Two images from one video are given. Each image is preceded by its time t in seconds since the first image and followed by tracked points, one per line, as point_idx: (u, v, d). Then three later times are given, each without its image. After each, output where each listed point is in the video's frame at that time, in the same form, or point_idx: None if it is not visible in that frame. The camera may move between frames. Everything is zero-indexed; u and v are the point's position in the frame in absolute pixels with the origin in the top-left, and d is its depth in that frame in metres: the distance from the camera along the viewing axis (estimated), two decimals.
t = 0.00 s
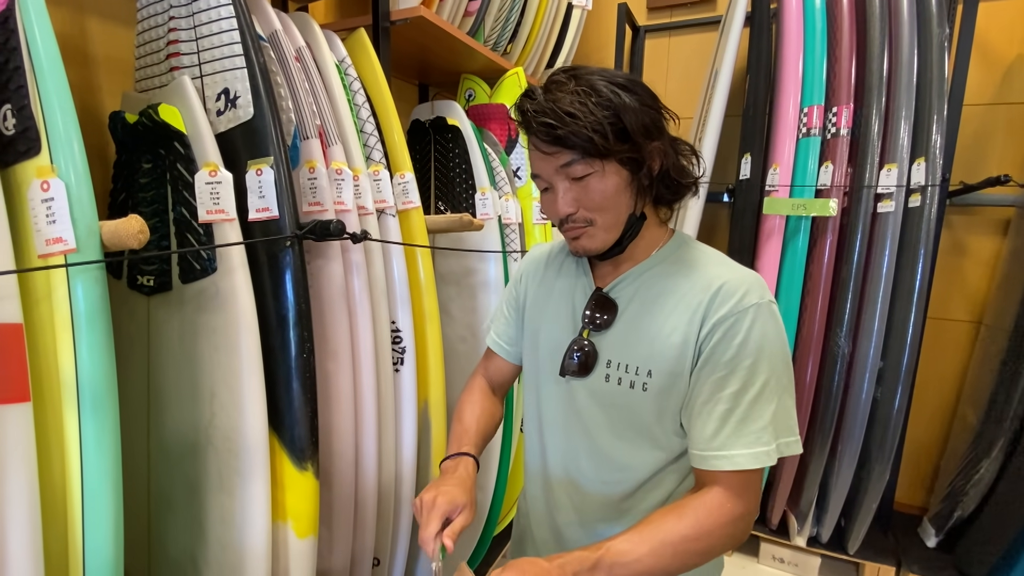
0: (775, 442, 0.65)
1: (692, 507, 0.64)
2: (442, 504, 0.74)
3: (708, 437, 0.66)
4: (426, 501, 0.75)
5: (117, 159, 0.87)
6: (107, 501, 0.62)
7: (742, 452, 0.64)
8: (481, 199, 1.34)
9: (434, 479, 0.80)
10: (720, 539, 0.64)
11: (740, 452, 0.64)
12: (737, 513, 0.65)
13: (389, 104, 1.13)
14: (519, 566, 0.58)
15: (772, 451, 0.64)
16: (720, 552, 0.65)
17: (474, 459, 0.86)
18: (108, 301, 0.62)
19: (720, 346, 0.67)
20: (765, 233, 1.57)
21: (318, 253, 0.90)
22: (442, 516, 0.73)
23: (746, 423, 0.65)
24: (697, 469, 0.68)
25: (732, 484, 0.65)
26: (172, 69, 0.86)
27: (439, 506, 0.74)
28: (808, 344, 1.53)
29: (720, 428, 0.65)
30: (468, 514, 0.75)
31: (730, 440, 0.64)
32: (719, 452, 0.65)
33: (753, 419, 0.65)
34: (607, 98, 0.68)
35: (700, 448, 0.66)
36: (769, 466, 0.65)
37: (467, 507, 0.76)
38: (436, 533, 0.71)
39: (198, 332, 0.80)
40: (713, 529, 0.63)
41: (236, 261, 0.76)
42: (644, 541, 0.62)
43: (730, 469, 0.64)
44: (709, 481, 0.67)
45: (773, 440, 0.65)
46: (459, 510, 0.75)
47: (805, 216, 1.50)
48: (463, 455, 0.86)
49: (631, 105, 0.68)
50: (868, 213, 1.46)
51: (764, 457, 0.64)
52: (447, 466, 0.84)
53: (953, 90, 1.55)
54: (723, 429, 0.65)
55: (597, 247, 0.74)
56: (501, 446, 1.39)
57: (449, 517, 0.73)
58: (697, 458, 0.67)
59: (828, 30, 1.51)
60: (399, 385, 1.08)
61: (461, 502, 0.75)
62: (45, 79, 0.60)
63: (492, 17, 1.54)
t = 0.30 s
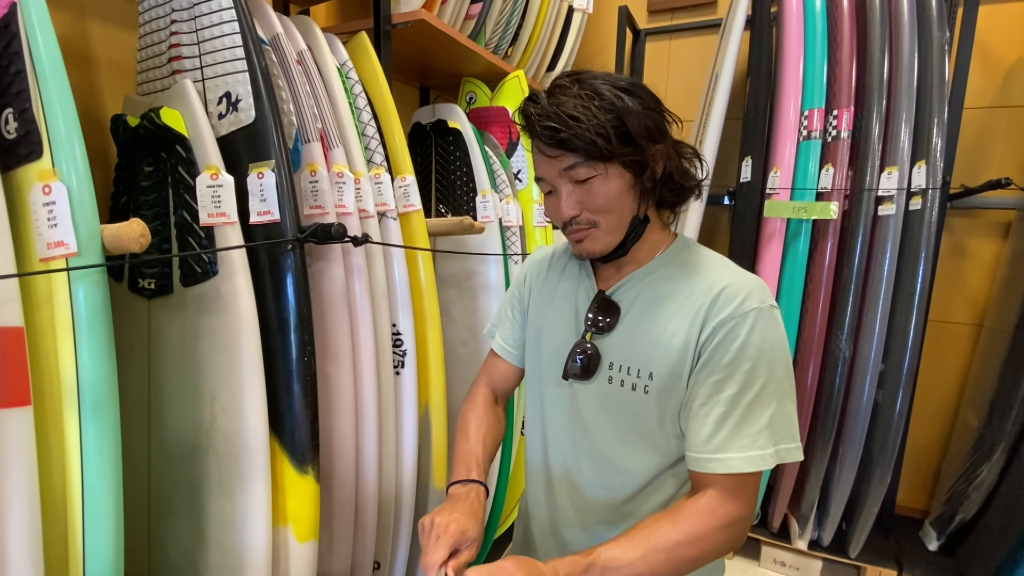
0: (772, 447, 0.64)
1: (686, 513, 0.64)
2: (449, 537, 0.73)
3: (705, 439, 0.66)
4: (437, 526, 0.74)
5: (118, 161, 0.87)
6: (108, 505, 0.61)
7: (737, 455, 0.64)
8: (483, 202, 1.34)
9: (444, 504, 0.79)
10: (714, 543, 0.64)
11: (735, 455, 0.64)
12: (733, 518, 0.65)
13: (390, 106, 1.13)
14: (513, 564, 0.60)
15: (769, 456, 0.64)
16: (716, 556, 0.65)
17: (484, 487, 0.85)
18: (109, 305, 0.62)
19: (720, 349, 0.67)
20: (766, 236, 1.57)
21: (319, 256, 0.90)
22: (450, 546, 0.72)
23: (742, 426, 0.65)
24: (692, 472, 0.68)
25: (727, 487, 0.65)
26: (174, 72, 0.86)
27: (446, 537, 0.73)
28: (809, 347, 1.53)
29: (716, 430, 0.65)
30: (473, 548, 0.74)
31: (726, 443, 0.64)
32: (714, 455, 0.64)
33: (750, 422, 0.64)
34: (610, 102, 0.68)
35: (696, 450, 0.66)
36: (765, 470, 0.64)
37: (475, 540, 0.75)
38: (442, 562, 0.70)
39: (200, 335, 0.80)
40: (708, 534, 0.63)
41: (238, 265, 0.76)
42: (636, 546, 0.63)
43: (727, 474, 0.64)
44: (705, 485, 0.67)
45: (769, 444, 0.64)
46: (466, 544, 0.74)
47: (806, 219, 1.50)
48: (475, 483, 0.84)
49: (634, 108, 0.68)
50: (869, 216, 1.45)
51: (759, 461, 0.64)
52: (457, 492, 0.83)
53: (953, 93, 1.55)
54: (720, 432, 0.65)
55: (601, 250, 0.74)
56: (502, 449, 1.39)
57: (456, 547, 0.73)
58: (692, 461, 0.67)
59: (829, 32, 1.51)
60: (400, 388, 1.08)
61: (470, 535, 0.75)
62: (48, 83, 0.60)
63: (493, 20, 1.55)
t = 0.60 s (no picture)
0: (775, 451, 0.64)
1: (689, 518, 0.64)
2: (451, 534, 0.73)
3: (707, 444, 0.65)
4: (439, 525, 0.74)
5: (120, 164, 0.87)
6: (108, 507, 0.61)
7: (740, 460, 0.64)
8: (483, 204, 1.34)
9: (445, 501, 0.79)
10: (717, 550, 0.64)
11: (738, 460, 0.64)
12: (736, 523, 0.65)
13: (390, 108, 1.13)
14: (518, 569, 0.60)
15: (772, 460, 0.64)
16: (721, 561, 0.65)
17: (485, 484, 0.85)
18: (110, 306, 0.62)
19: (722, 352, 0.67)
20: (767, 239, 1.57)
21: (321, 258, 0.90)
22: (453, 543, 0.72)
23: (745, 431, 0.64)
24: (695, 477, 0.68)
25: (729, 491, 0.65)
26: (175, 74, 0.86)
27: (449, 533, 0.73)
28: (810, 349, 1.53)
29: (718, 435, 0.65)
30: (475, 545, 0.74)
31: (729, 448, 0.64)
32: (717, 460, 0.64)
33: (753, 427, 0.64)
34: (610, 103, 0.68)
35: (699, 455, 0.66)
36: (768, 475, 0.64)
37: (477, 536, 0.75)
38: (445, 560, 0.70)
39: (200, 336, 0.80)
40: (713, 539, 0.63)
41: (239, 266, 0.76)
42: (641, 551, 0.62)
43: (730, 478, 0.64)
44: (708, 489, 0.67)
45: (772, 448, 0.64)
46: (469, 539, 0.74)
47: (807, 221, 1.50)
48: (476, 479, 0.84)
49: (634, 110, 0.68)
50: (869, 218, 1.45)
51: (763, 466, 0.64)
52: (458, 488, 0.83)
53: (954, 95, 1.55)
54: (722, 437, 0.65)
55: (602, 252, 0.74)
56: (502, 452, 1.38)
57: (459, 544, 0.73)
58: (696, 465, 0.66)
59: (829, 35, 1.51)
60: (400, 390, 1.08)
61: (473, 532, 0.75)
62: (50, 85, 0.60)
63: (494, 22, 1.55)
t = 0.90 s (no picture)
0: (779, 456, 0.64)
1: (691, 523, 0.64)
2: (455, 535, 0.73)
3: (709, 448, 0.66)
4: (443, 525, 0.74)
5: (122, 165, 0.88)
6: (110, 507, 0.62)
7: (743, 465, 0.64)
8: (484, 205, 1.34)
9: (449, 500, 0.79)
10: (720, 554, 0.64)
11: (740, 464, 0.64)
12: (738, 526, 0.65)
13: (391, 110, 1.13)
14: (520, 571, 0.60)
15: (775, 465, 0.64)
16: (724, 563, 0.65)
17: (490, 482, 0.85)
18: (113, 307, 0.63)
19: (723, 356, 0.67)
20: (767, 240, 1.57)
21: (322, 259, 0.90)
22: (456, 542, 0.72)
23: (747, 435, 0.65)
24: (698, 481, 0.68)
25: (732, 496, 0.65)
26: (178, 77, 0.87)
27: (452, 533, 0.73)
28: (811, 351, 1.53)
29: (721, 440, 0.65)
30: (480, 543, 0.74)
31: (731, 452, 0.64)
32: (720, 465, 0.65)
33: (755, 432, 0.64)
34: (610, 104, 0.68)
35: (701, 459, 0.66)
36: (773, 479, 0.64)
37: (482, 536, 0.75)
38: (448, 560, 0.70)
39: (202, 338, 0.81)
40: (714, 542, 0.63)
41: (241, 268, 0.77)
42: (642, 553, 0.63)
43: (732, 481, 0.64)
44: (709, 490, 0.67)
45: (776, 453, 0.64)
46: (473, 540, 0.74)
47: (807, 222, 1.50)
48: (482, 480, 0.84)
49: (634, 111, 0.68)
50: (870, 220, 1.46)
51: (766, 470, 0.64)
52: (462, 488, 0.83)
53: (954, 97, 1.55)
54: (725, 441, 0.65)
55: (602, 254, 0.75)
56: (503, 453, 1.38)
57: (463, 544, 0.73)
58: (699, 470, 0.67)
59: (829, 37, 1.52)
60: (401, 391, 1.08)
61: (477, 531, 0.75)
62: (53, 87, 0.60)
63: (494, 25, 1.55)
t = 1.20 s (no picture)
0: (778, 459, 0.65)
1: (689, 525, 0.65)
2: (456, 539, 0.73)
3: (708, 451, 0.66)
4: (444, 527, 0.75)
5: (125, 169, 0.89)
6: (113, 509, 0.62)
7: (741, 468, 0.64)
8: (484, 208, 1.35)
9: (450, 503, 0.80)
10: (717, 556, 0.64)
11: (738, 467, 0.64)
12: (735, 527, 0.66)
13: (392, 113, 1.14)
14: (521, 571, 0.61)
15: (774, 468, 0.64)
16: (722, 564, 0.65)
17: (490, 485, 0.86)
18: (117, 309, 0.63)
19: (722, 359, 0.67)
20: (767, 243, 1.57)
21: (323, 261, 0.91)
22: (457, 545, 0.72)
23: (745, 439, 0.65)
24: (696, 483, 0.68)
25: (729, 498, 0.66)
26: (181, 81, 0.88)
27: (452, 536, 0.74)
28: (810, 353, 1.53)
29: (720, 442, 0.65)
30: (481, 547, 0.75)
31: (730, 455, 0.65)
32: (718, 467, 0.65)
33: (753, 435, 0.65)
34: (613, 108, 0.69)
35: (700, 461, 0.67)
36: (770, 482, 0.65)
37: (482, 539, 0.76)
38: (449, 563, 0.70)
39: (204, 340, 0.81)
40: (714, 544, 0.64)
41: (243, 270, 0.77)
42: (641, 554, 0.63)
43: (731, 483, 0.65)
44: (706, 491, 0.67)
45: (774, 456, 0.65)
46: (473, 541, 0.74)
47: (806, 225, 1.51)
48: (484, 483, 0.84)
49: (637, 116, 0.69)
50: (869, 222, 1.46)
51: (764, 473, 0.64)
52: (462, 491, 0.84)
53: (952, 100, 1.56)
54: (723, 444, 0.65)
55: (604, 258, 0.75)
56: (503, 455, 1.39)
57: (463, 548, 0.73)
58: (697, 472, 0.67)
59: (827, 40, 1.52)
60: (402, 393, 1.08)
61: (478, 535, 0.75)
62: (59, 91, 0.61)
63: (494, 29, 1.56)
